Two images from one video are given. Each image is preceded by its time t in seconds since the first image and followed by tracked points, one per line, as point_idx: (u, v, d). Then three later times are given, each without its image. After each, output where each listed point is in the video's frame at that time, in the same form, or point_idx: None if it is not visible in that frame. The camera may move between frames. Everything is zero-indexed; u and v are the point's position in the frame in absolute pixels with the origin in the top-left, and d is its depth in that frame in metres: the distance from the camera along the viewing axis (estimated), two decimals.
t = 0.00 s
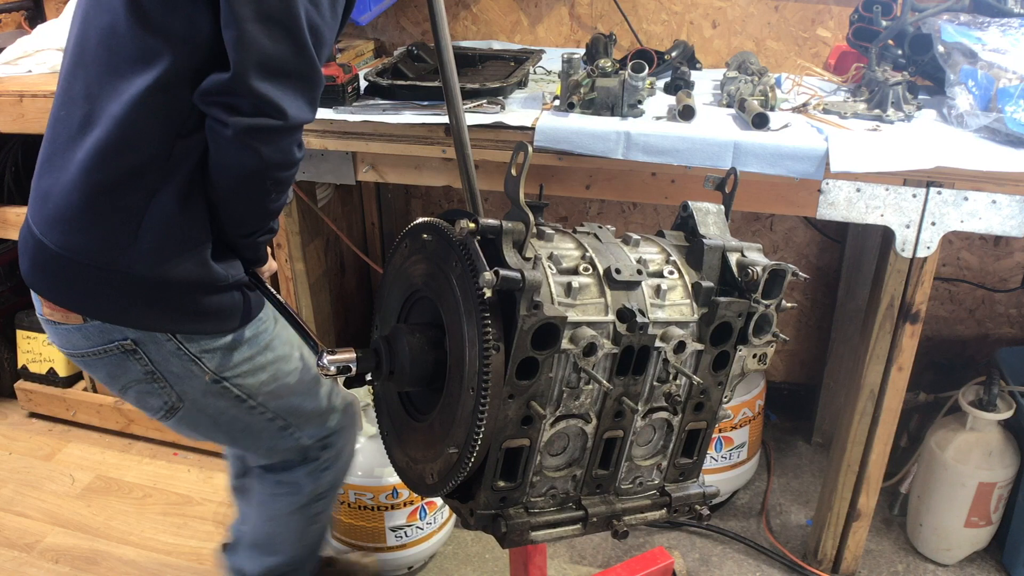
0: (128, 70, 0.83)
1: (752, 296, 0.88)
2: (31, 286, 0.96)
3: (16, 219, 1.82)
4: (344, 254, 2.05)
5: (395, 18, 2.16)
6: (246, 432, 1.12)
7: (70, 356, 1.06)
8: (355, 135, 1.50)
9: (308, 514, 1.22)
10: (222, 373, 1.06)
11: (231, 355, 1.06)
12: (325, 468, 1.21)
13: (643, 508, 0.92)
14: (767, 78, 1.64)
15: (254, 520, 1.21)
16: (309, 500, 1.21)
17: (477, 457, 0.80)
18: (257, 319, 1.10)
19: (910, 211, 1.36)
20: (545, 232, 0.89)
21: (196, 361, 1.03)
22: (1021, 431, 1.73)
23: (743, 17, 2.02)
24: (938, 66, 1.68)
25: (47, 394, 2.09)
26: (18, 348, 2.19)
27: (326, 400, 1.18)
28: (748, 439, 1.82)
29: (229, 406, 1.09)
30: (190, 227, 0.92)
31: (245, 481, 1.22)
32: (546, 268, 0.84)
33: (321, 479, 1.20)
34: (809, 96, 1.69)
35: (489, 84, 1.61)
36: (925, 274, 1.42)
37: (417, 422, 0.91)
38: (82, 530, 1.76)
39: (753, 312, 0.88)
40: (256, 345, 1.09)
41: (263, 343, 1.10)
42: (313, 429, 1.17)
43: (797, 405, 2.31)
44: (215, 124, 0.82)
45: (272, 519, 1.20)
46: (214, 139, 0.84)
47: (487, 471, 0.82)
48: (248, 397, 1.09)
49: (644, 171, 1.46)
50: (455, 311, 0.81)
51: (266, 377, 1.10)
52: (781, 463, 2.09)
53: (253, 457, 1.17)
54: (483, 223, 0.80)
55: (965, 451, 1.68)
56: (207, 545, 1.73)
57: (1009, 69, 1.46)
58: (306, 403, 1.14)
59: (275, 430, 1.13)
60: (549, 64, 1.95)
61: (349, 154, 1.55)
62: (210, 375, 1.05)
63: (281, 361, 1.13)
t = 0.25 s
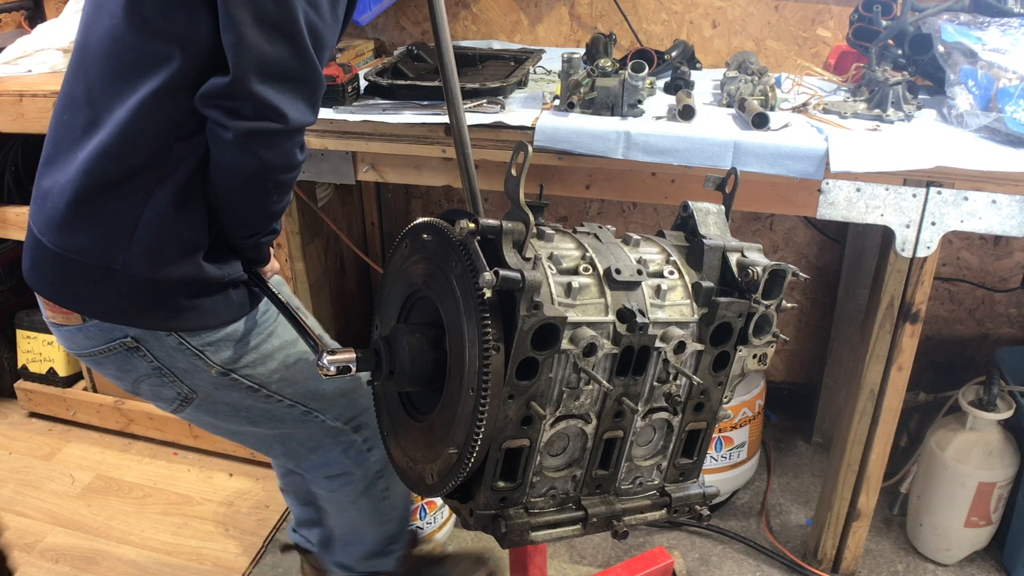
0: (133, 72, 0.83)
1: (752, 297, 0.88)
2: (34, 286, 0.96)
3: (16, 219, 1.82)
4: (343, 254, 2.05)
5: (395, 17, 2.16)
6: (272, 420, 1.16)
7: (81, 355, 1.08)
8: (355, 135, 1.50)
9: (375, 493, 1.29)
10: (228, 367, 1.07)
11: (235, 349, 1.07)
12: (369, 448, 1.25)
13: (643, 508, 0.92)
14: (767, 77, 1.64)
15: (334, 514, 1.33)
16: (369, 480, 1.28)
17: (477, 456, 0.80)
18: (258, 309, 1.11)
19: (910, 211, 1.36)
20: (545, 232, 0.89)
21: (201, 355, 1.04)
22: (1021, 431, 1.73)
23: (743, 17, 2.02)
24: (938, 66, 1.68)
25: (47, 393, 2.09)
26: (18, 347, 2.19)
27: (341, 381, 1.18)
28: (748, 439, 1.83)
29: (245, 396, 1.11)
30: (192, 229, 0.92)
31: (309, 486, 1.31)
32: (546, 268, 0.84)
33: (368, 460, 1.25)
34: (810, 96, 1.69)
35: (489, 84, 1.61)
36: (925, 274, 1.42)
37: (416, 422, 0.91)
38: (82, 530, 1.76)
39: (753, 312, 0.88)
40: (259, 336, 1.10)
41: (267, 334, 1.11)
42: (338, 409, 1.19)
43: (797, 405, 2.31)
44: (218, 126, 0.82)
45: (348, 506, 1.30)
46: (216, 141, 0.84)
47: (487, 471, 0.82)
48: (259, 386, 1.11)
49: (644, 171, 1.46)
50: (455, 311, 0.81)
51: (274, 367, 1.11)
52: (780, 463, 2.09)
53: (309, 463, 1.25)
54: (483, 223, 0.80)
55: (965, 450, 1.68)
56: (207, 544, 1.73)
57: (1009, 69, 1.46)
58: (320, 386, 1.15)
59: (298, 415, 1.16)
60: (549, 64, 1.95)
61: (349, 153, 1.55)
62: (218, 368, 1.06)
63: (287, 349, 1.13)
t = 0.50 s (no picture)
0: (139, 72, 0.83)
1: (753, 297, 0.88)
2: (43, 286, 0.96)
3: (16, 219, 1.82)
4: (343, 254, 2.05)
5: (395, 17, 2.16)
6: (281, 416, 1.17)
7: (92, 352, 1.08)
8: (355, 135, 1.50)
9: (384, 493, 1.28)
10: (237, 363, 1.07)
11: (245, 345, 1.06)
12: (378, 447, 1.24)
13: (643, 508, 0.92)
14: (767, 77, 1.64)
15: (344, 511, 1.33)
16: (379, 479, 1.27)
17: (478, 456, 0.80)
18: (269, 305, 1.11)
19: (910, 211, 1.36)
20: (546, 232, 0.89)
21: (209, 351, 1.04)
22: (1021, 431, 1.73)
23: (743, 17, 2.02)
24: (938, 66, 1.68)
25: (47, 393, 2.09)
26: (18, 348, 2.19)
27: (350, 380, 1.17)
28: (748, 439, 1.83)
29: (253, 392, 1.12)
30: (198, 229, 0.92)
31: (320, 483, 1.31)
32: (547, 268, 0.84)
33: (377, 459, 1.24)
34: (810, 96, 1.69)
35: (489, 84, 1.61)
36: (925, 274, 1.42)
37: (417, 421, 0.91)
38: (82, 530, 1.75)
39: (754, 312, 0.88)
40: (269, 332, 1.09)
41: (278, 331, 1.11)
42: (347, 407, 1.18)
43: (797, 404, 2.31)
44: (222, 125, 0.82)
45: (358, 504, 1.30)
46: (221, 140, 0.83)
47: (488, 471, 0.82)
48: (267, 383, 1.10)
49: (644, 171, 1.46)
50: (457, 311, 0.81)
51: (283, 364, 1.11)
52: (780, 463, 2.09)
53: (319, 462, 1.25)
54: (484, 223, 0.80)
55: (965, 450, 1.68)
56: (207, 545, 1.73)
57: (1009, 69, 1.46)
58: (328, 384, 1.14)
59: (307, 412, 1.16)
60: (549, 64, 1.95)
61: (349, 153, 1.55)
62: (225, 365, 1.06)
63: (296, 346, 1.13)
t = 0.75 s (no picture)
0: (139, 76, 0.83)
1: (753, 297, 0.88)
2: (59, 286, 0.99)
3: (16, 219, 1.82)
4: (343, 254, 2.05)
5: (395, 17, 2.16)
6: (280, 413, 1.16)
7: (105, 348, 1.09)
8: (355, 135, 1.50)
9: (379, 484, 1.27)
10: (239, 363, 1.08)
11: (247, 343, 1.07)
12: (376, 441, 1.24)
13: (643, 508, 0.92)
14: (767, 77, 1.64)
15: (332, 497, 1.30)
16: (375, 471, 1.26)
17: (478, 455, 0.80)
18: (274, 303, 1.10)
19: (910, 211, 1.36)
20: (547, 231, 0.89)
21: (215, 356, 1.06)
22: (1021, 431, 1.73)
23: (743, 16, 2.02)
24: (938, 66, 1.68)
25: (47, 393, 2.09)
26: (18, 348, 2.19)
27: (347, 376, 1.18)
28: (748, 439, 1.83)
29: (259, 391, 1.13)
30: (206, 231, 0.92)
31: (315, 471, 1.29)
32: (547, 268, 0.84)
33: (378, 452, 1.24)
34: (809, 96, 1.69)
35: (489, 84, 1.61)
36: (925, 274, 1.42)
37: (417, 421, 0.91)
38: (82, 530, 1.76)
39: (754, 313, 0.88)
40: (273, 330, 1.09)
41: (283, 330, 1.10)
42: (348, 406, 1.19)
43: (797, 404, 2.31)
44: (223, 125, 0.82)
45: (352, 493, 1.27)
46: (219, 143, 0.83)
47: (488, 471, 0.82)
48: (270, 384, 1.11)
49: (644, 171, 1.46)
50: (456, 311, 0.81)
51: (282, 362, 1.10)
52: (780, 463, 2.09)
53: (321, 453, 1.24)
54: (484, 222, 0.80)
55: (965, 450, 1.68)
56: (207, 544, 1.73)
57: (1009, 69, 1.46)
58: (333, 384, 1.14)
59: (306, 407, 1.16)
60: (549, 64, 1.95)
61: (349, 154, 1.55)
62: (232, 367, 1.07)
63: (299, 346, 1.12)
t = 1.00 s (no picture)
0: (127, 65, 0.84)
1: (756, 298, 0.89)
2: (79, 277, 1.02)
3: (16, 219, 1.82)
4: (343, 254, 2.05)
5: (395, 17, 2.16)
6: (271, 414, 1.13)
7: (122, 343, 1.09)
8: (355, 135, 1.50)
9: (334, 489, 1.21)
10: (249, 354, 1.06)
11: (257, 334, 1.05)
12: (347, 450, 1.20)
13: (646, 509, 0.92)
14: (767, 77, 1.64)
15: (272, 491, 1.18)
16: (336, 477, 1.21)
17: (482, 454, 0.80)
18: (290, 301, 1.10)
19: (910, 211, 1.36)
20: (551, 231, 0.89)
21: (224, 345, 1.03)
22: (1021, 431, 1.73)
23: (743, 16, 2.03)
24: (938, 66, 1.68)
25: (47, 394, 2.09)
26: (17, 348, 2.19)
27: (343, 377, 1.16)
28: (748, 439, 1.83)
29: (259, 387, 1.09)
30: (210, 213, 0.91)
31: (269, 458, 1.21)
32: (552, 267, 0.84)
33: (347, 455, 1.20)
34: (809, 96, 1.69)
35: (489, 84, 1.60)
36: (925, 274, 1.42)
37: (421, 420, 0.90)
38: (82, 530, 1.75)
39: (757, 314, 0.88)
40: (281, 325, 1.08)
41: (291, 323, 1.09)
42: (339, 411, 1.17)
43: (797, 404, 2.31)
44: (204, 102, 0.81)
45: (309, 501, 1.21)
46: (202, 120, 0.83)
47: (491, 470, 0.82)
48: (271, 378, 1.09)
49: (644, 171, 1.46)
50: (462, 309, 0.81)
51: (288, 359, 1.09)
52: (780, 463, 2.09)
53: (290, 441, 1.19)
54: (490, 221, 0.80)
55: (965, 450, 1.68)
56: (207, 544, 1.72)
57: (1009, 69, 1.46)
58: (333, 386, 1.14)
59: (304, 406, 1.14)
60: (549, 64, 1.95)
61: (349, 154, 1.55)
62: (238, 358, 1.05)
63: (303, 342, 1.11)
